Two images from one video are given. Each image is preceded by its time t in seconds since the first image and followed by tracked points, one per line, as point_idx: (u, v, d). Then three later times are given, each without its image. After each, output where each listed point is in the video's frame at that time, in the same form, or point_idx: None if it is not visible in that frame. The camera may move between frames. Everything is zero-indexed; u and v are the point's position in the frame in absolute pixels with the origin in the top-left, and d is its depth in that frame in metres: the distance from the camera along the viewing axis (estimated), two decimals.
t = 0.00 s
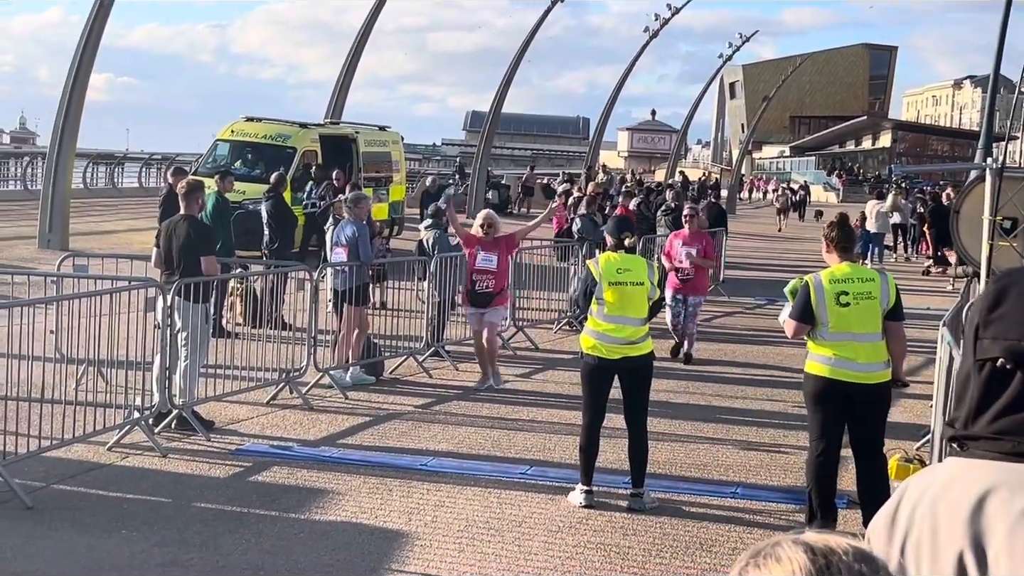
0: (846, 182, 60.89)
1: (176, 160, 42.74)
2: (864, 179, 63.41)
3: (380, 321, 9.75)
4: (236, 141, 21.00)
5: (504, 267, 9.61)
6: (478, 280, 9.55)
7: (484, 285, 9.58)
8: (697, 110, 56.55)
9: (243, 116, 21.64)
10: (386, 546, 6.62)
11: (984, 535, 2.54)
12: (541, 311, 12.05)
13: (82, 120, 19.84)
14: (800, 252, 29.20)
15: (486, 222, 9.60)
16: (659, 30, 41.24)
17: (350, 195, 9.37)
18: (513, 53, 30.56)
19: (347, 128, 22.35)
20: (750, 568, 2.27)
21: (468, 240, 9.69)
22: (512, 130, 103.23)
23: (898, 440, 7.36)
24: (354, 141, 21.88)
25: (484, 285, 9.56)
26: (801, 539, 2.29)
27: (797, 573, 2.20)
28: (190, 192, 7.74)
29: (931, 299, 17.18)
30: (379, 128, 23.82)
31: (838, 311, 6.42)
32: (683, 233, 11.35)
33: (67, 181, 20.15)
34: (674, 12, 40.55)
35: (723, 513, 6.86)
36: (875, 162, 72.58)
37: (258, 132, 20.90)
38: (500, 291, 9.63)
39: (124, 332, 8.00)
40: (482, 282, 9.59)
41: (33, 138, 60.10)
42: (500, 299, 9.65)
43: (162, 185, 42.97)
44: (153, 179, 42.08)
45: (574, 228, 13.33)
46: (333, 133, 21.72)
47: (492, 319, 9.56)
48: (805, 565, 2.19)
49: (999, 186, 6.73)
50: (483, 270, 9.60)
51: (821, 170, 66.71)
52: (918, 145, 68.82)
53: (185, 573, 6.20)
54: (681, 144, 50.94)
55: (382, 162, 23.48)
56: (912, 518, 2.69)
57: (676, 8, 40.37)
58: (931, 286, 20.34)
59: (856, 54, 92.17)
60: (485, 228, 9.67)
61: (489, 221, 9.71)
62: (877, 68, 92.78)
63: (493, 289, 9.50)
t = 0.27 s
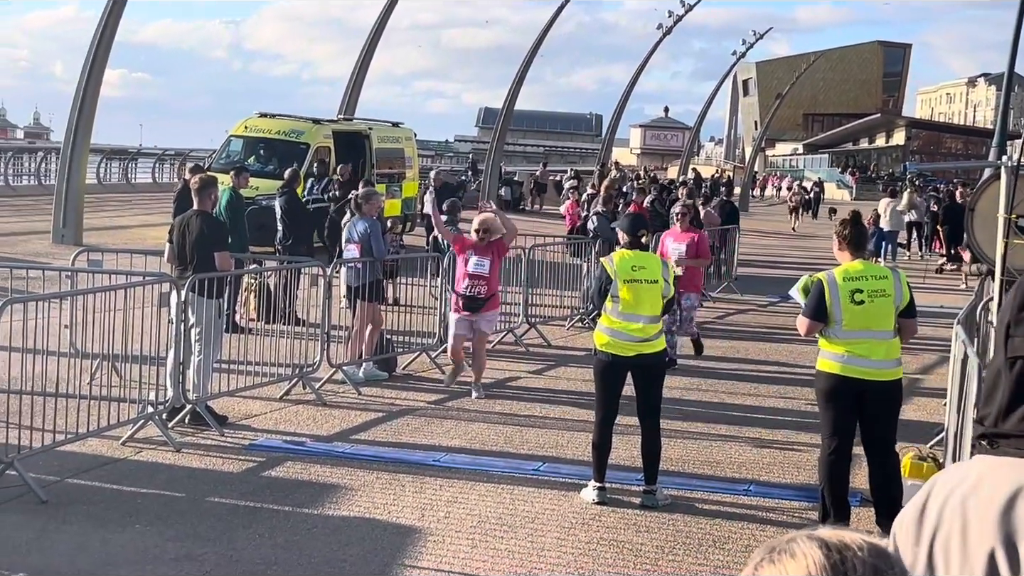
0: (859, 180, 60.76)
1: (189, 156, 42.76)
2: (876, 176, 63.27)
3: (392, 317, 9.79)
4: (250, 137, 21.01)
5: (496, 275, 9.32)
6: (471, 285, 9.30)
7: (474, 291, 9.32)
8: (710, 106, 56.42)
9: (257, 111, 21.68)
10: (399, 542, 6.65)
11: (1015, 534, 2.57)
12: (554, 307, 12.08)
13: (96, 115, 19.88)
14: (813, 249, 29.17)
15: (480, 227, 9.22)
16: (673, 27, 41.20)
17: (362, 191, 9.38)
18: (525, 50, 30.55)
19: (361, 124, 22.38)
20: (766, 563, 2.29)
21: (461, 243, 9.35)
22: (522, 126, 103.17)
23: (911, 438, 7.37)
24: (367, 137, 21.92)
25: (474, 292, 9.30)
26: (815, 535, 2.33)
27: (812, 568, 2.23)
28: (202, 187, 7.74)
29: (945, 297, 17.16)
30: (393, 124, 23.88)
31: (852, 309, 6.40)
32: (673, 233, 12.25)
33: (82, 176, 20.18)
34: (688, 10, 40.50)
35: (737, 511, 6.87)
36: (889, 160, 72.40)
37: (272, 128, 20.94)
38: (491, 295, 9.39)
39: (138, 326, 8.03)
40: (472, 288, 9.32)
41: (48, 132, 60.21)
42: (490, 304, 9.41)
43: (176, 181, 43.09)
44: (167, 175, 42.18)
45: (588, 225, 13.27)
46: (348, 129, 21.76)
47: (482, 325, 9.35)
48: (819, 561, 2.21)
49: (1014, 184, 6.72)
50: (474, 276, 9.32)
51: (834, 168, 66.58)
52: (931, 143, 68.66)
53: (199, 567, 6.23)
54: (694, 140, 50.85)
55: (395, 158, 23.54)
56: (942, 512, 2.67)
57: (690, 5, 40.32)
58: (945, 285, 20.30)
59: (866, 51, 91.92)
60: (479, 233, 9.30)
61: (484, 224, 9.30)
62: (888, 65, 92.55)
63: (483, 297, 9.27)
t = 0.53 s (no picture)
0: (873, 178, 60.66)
1: (202, 152, 42.83)
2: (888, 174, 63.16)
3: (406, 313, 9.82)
4: (263, 132, 21.06)
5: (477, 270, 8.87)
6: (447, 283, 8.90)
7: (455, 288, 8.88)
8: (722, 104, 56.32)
9: (271, 107, 21.75)
10: (412, 537, 6.68)
11: None
12: (567, 304, 12.11)
13: (111, 111, 19.94)
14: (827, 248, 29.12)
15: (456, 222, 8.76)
16: (686, 24, 41.15)
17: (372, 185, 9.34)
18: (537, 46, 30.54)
19: (375, 120, 22.44)
20: (785, 557, 2.38)
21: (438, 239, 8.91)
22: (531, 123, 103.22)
23: (924, 436, 7.38)
24: (380, 133, 21.95)
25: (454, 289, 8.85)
26: (836, 530, 2.39)
27: (834, 561, 2.29)
28: (216, 182, 7.75)
29: (959, 296, 17.14)
30: (407, 121, 23.92)
31: (867, 306, 6.39)
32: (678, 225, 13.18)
33: (96, 172, 20.25)
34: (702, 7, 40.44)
35: (749, 509, 6.90)
36: (903, 158, 72.26)
37: (286, 125, 20.99)
38: (472, 292, 8.94)
39: (153, 321, 8.06)
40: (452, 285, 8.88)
41: (61, 128, 60.36)
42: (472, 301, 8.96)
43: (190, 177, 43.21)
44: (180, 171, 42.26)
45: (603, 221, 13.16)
46: (363, 125, 21.79)
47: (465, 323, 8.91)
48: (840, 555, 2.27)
49: None
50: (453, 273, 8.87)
51: (848, 166, 66.49)
52: (944, 141, 68.51)
53: (213, 562, 6.26)
54: (706, 139, 50.78)
55: (408, 155, 23.59)
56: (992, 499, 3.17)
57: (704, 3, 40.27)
58: (959, 283, 20.27)
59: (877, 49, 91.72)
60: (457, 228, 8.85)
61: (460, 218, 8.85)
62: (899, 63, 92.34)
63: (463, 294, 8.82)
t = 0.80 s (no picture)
0: (887, 175, 60.50)
1: (216, 148, 42.90)
2: (902, 172, 62.95)
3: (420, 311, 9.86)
4: (277, 129, 21.11)
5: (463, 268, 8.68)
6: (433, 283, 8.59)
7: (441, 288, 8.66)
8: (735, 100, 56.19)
9: (285, 104, 21.78)
10: (427, 534, 6.70)
11: None
12: (580, 301, 12.13)
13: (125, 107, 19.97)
14: (842, 245, 29.08)
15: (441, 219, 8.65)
16: (700, 20, 41.05)
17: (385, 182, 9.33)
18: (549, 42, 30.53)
19: (389, 117, 22.47)
20: (805, 553, 2.42)
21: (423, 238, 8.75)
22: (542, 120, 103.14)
23: (939, 435, 7.39)
24: (394, 130, 21.95)
25: (440, 289, 8.63)
26: (856, 526, 2.46)
27: (854, 556, 2.34)
28: (230, 179, 7.75)
29: (975, 294, 17.12)
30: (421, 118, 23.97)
31: (883, 304, 6.37)
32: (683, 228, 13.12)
33: (110, 169, 20.29)
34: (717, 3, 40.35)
35: (762, 508, 6.93)
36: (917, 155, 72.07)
37: (299, 121, 21.01)
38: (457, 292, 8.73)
39: (168, 317, 8.10)
40: (438, 284, 8.66)
41: (75, 123, 60.48)
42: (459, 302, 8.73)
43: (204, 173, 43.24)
44: (194, 167, 42.28)
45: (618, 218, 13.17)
46: (376, 122, 21.80)
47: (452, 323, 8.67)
48: (861, 551, 2.33)
49: None
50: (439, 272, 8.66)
51: (862, 164, 66.32)
52: (959, 138, 68.31)
53: (226, 557, 6.29)
54: (718, 136, 50.68)
55: (422, 152, 23.64)
56: None
57: None
58: (974, 281, 20.21)
59: (887, 46, 91.43)
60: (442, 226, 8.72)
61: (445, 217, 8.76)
62: (911, 60, 92.05)
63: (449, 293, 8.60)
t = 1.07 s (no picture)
0: (900, 174, 60.39)
1: (229, 145, 43.01)
2: (915, 171, 62.81)
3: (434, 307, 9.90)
4: (291, 125, 21.09)
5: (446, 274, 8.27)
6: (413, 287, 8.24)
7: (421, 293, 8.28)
8: (747, 98, 56.08)
9: (299, 101, 21.81)
10: (440, 529, 6.72)
11: None
12: (593, 298, 12.16)
13: (139, 105, 20.01)
14: (857, 243, 29.03)
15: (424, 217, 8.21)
16: (714, 17, 41.01)
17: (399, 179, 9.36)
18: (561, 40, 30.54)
19: (402, 114, 22.50)
20: (819, 545, 2.29)
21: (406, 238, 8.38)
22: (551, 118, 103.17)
23: (952, 433, 7.40)
24: (407, 126, 21.96)
25: (421, 294, 8.26)
26: (868, 518, 2.31)
27: (867, 549, 2.21)
28: (244, 176, 7.76)
29: (990, 292, 17.09)
30: (433, 115, 24.02)
31: (899, 302, 6.38)
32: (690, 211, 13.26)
33: (125, 166, 20.35)
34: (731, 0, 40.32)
35: (775, 505, 6.95)
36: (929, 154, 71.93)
37: (312, 117, 20.99)
38: (441, 298, 8.31)
39: (182, 313, 8.14)
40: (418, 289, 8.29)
41: (88, 120, 60.68)
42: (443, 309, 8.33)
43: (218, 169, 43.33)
44: (209, 163, 42.35)
45: (630, 215, 13.31)
46: (389, 118, 21.82)
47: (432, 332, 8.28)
48: (874, 542, 2.20)
49: None
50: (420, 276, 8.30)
51: (876, 162, 66.22)
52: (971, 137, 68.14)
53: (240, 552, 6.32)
54: (730, 133, 50.62)
55: (433, 149, 23.70)
56: None
57: None
58: (989, 279, 20.17)
59: (897, 44, 91.18)
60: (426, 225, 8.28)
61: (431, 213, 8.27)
62: (922, 59, 91.84)
63: (428, 300, 8.22)
